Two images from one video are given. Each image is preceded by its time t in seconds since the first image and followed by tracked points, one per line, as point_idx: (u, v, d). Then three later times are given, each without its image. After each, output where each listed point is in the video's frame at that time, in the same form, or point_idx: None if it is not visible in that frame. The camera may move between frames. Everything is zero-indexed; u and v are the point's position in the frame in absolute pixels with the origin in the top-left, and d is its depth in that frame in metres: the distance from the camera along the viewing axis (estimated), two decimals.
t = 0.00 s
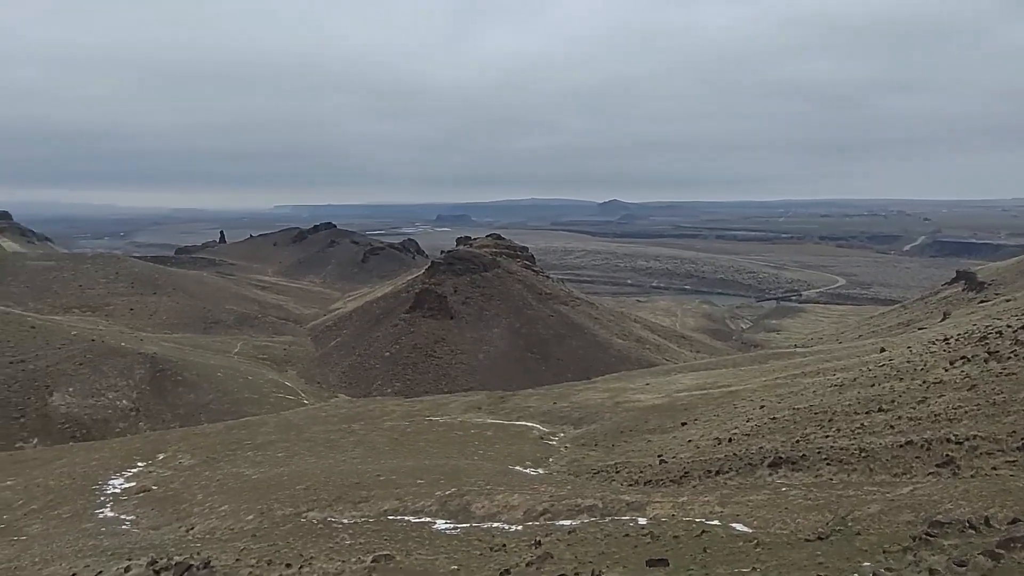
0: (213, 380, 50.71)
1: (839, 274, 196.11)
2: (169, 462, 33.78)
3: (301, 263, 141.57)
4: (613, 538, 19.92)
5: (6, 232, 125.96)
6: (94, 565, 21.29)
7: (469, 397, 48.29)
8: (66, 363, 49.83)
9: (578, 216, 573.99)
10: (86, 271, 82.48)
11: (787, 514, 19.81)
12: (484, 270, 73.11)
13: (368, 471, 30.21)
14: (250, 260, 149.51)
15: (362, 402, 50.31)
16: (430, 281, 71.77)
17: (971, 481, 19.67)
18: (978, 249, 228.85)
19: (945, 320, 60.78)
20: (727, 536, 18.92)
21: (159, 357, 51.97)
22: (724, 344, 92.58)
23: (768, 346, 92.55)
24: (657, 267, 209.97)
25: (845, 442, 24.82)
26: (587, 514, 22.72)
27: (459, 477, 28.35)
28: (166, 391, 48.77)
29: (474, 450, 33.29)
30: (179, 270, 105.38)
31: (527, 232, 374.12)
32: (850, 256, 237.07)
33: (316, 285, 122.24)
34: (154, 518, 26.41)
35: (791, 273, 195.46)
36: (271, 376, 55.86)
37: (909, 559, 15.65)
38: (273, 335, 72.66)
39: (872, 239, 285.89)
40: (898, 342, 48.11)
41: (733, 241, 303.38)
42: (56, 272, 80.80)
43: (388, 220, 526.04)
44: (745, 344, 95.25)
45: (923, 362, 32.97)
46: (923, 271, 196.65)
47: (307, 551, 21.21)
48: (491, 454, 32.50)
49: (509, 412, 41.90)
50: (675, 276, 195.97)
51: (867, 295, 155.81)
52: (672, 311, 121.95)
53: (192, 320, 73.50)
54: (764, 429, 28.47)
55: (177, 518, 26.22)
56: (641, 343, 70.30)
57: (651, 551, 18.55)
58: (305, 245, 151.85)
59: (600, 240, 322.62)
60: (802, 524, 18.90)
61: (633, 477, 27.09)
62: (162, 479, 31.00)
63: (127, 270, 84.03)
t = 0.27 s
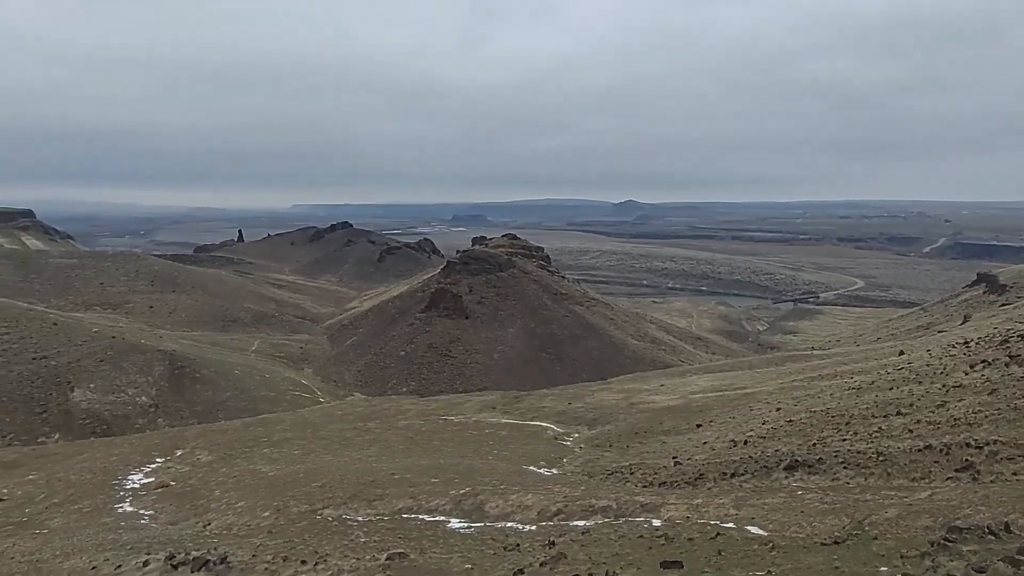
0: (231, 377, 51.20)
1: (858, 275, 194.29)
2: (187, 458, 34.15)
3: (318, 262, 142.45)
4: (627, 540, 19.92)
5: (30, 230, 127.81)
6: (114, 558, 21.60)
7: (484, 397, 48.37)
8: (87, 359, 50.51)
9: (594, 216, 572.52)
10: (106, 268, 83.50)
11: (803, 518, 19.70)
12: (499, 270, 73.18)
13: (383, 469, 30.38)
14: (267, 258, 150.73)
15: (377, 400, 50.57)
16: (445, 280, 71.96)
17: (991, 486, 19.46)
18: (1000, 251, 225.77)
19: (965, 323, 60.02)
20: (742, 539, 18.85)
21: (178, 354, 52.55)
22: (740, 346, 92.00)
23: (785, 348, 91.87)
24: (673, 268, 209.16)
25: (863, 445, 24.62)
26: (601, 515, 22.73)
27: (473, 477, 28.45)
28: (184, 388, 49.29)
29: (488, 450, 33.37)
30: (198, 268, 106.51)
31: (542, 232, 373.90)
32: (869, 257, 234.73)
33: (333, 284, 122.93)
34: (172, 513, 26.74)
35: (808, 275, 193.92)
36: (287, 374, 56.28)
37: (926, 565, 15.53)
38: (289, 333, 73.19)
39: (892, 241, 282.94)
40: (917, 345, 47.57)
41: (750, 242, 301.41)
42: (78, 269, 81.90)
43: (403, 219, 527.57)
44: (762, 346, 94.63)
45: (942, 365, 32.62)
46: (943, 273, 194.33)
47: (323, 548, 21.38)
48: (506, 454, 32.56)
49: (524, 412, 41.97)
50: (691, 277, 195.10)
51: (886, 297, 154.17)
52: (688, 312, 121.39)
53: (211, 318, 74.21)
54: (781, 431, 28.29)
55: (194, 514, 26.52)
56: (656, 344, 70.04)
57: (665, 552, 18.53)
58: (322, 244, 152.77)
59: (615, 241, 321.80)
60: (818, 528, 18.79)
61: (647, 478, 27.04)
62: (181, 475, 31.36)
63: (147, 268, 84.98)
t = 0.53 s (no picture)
0: (246, 374, 51.60)
1: (875, 276, 192.56)
2: (202, 454, 34.46)
3: (333, 260, 143.16)
4: (640, 540, 19.89)
5: (50, 228, 129.37)
6: (131, 553, 21.86)
7: (497, 396, 48.44)
8: (106, 355, 51.10)
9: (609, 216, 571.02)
10: (125, 266, 84.41)
11: (817, 520, 19.59)
12: (513, 269, 73.23)
13: (396, 467, 30.52)
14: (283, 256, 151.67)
15: (391, 398, 50.79)
16: (459, 279, 72.09)
17: (1009, 490, 19.26)
18: (1020, 252, 223.06)
19: (983, 325, 59.37)
20: (756, 540, 18.77)
21: (195, 351, 53.03)
22: (755, 346, 91.48)
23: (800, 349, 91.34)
24: (688, 267, 208.41)
25: (879, 448, 24.43)
26: (614, 515, 22.71)
27: (486, 475, 28.51)
28: (200, 384, 49.74)
29: (501, 448, 33.43)
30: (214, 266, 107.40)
31: (556, 232, 373.55)
32: (886, 258, 232.66)
33: (347, 282, 123.53)
34: (188, 509, 27.01)
35: (825, 275, 192.45)
36: (302, 372, 56.63)
37: (943, 570, 15.41)
38: (304, 331, 73.61)
39: (909, 241, 280.30)
40: (934, 347, 47.08)
41: (766, 242, 299.71)
42: (97, 266, 82.86)
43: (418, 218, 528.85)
44: (777, 346, 94.04)
45: (960, 367, 32.29)
46: (961, 274, 192.33)
47: (336, 545, 21.51)
48: (518, 453, 32.60)
49: (537, 411, 42.00)
50: (706, 277, 194.30)
51: (903, 298, 152.76)
52: (702, 312, 120.83)
53: (226, 315, 74.77)
54: (795, 433, 28.13)
55: (210, 509, 26.75)
56: (670, 344, 69.81)
57: (678, 554, 18.49)
58: (337, 242, 153.52)
59: (629, 240, 321.02)
60: (833, 530, 18.69)
61: (660, 478, 26.99)
62: (197, 470, 31.67)
63: (165, 266, 85.76)
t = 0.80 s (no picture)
0: (260, 372, 51.96)
1: (890, 276, 190.97)
2: (217, 451, 34.74)
3: (346, 260, 143.78)
4: (652, 540, 19.87)
5: (67, 226, 130.73)
6: (147, 548, 22.07)
7: (509, 395, 48.48)
8: (122, 353, 51.60)
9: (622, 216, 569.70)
10: (141, 264, 85.16)
11: (831, 522, 19.48)
12: (526, 268, 73.24)
13: (408, 465, 30.63)
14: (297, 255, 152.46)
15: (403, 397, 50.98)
16: (472, 278, 72.19)
17: None
18: None
19: (1001, 326, 58.72)
20: (770, 542, 18.69)
21: (210, 349, 53.46)
22: (768, 347, 90.95)
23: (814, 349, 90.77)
24: (701, 267, 207.54)
25: (894, 449, 24.25)
26: (626, 515, 22.68)
27: (498, 474, 28.56)
28: (215, 382, 50.13)
29: (513, 447, 33.47)
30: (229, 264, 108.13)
31: (569, 231, 373.17)
32: (902, 258, 230.53)
33: (360, 281, 123.99)
34: (202, 505, 27.25)
35: (840, 275, 191.07)
36: (315, 370, 56.93)
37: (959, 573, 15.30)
38: (317, 329, 73.98)
39: (926, 241, 277.58)
40: (951, 348, 46.62)
41: (780, 241, 297.88)
42: (113, 265, 83.68)
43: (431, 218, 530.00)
44: (791, 347, 93.48)
45: (977, 369, 32.00)
46: (979, 275, 190.25)
47: (349, 542, 21.63)
48: (530, 452, 32.62)
49: (549, 410, 42.00)
50: (719, 277, 193.41)
51: (919, 299, 151.40)
52: (715, 312, 120.31)
53: (241, 313, 75.28)
54: (809, 434, 27.97)
55: (224, 506, 26.98)
56: (683, 344, 69.59)
57: (691, 554, 18.45)
58: (350, 241, 154.15)
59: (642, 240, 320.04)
60: (847, 532, 18.58)
61: (673, 479, 26.92)
62: (211, 468, 31.92)
63: (180, 265, 86.48)
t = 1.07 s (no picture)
0: (274, 370, 52.35)
1: (906, 276, 189.26)
2: (231, 448, 35.06)
3: (359, 258, 144.38)
4: (664, 540, 19.91)
5: (84, 225, 132.13)
6: (162, 544, 22.37)
7: (521, 394, 48.57)
8: (138, 350, 52.17)
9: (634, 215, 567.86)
10: (156, 262, 85.99)
11: (845, 523, 19.43)
12: (538, 268, 73.27)
13: (420, 464, 30.78)
14: (310, 254, 153.25)
15: (415, 395, 51.20)
16: (484, 278, 72.31)
17: None
18: None
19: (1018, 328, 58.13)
20: (783, 543, 18.68)
21: (224, 347, 53.94)
22: (782, 347, 90.45)
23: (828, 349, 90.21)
24: (714, 267, 206.69)
25: (909, 451, 24.12)
26: (637, 515, 22.74)
27: (509, 473, 28.65)
28: (229, 380, 50.57)
29: (525, 447, 33.55)
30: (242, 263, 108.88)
31: (581, 230, 372.64)
32: (918, 258, 228.47)
33: (373, 280, 124.46)
34: (217, 501, 27.55)
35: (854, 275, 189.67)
36: (328, 368, 57.27)
37: None
38: (330, 328, 74.38)
39: (942, 241, 274.97)
40: (967, 350, 46.23)
41: (794, 241, 296.07)
42: (129, 263, 84.54)
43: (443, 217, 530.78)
44: (804, 347, 92.91)
45: (994, 370, 31.71)
46: (996, 275, 188.23)
47: (361, 540, 21.81)
48: (541, 452, 32.69)
49: (561, 410, 42.06)
50: (732, 276, 192.54)
51: (935, 299, 150.02)
52: (728, 312, 119.76)
53: (254, 312, 75.82)
54: (823, 435, 27.86)
55: (238, 503, 27.25)
56: (695, 344, 69.39)
57: (702, 555, 18.47)
58: (363, 240, 154.77)
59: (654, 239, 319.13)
60: (861, 534, 18.53)
61: (685, 479, 26.91)
62: (225, 464, 32.24)
63: (195, 263, 87.22)
